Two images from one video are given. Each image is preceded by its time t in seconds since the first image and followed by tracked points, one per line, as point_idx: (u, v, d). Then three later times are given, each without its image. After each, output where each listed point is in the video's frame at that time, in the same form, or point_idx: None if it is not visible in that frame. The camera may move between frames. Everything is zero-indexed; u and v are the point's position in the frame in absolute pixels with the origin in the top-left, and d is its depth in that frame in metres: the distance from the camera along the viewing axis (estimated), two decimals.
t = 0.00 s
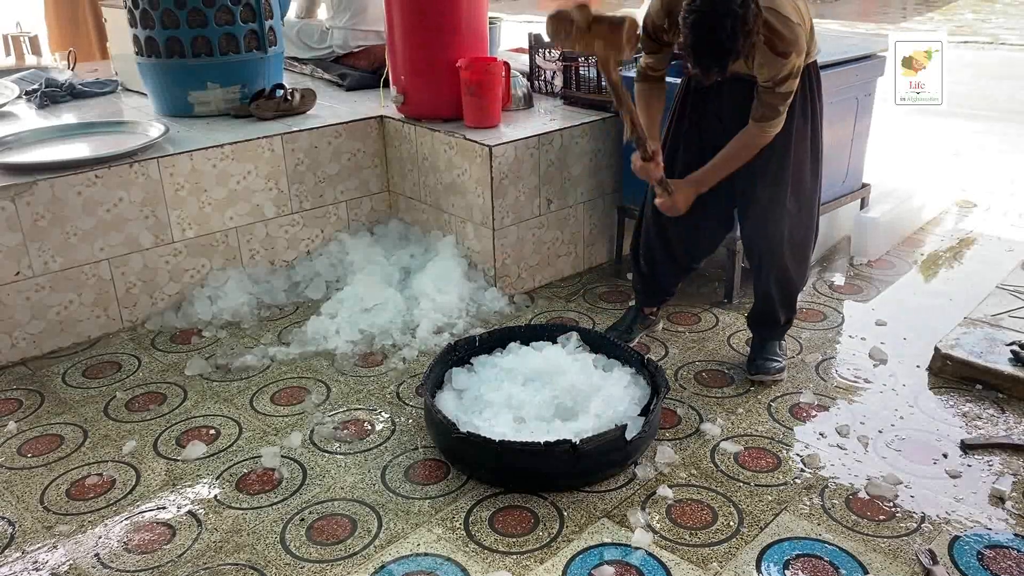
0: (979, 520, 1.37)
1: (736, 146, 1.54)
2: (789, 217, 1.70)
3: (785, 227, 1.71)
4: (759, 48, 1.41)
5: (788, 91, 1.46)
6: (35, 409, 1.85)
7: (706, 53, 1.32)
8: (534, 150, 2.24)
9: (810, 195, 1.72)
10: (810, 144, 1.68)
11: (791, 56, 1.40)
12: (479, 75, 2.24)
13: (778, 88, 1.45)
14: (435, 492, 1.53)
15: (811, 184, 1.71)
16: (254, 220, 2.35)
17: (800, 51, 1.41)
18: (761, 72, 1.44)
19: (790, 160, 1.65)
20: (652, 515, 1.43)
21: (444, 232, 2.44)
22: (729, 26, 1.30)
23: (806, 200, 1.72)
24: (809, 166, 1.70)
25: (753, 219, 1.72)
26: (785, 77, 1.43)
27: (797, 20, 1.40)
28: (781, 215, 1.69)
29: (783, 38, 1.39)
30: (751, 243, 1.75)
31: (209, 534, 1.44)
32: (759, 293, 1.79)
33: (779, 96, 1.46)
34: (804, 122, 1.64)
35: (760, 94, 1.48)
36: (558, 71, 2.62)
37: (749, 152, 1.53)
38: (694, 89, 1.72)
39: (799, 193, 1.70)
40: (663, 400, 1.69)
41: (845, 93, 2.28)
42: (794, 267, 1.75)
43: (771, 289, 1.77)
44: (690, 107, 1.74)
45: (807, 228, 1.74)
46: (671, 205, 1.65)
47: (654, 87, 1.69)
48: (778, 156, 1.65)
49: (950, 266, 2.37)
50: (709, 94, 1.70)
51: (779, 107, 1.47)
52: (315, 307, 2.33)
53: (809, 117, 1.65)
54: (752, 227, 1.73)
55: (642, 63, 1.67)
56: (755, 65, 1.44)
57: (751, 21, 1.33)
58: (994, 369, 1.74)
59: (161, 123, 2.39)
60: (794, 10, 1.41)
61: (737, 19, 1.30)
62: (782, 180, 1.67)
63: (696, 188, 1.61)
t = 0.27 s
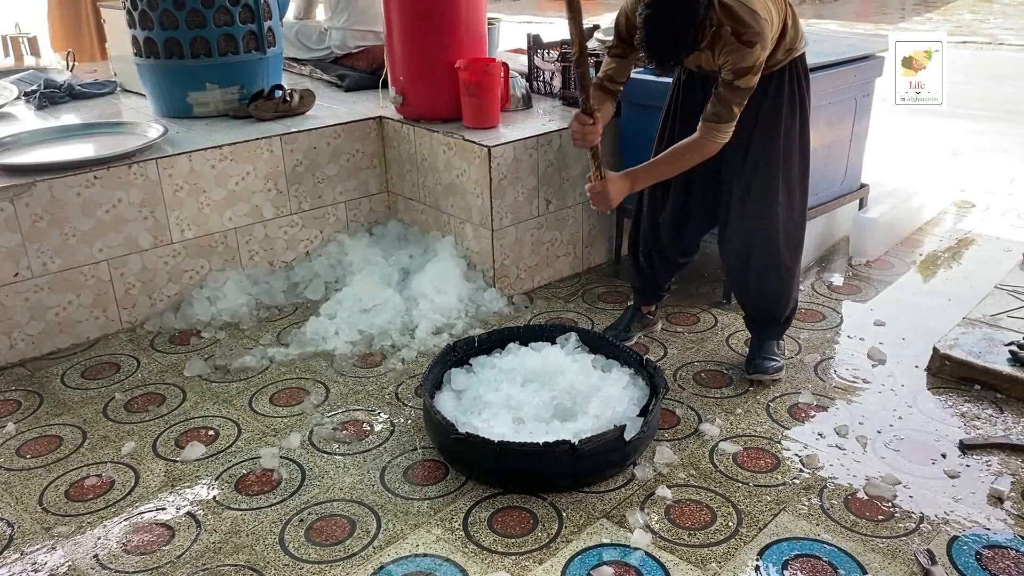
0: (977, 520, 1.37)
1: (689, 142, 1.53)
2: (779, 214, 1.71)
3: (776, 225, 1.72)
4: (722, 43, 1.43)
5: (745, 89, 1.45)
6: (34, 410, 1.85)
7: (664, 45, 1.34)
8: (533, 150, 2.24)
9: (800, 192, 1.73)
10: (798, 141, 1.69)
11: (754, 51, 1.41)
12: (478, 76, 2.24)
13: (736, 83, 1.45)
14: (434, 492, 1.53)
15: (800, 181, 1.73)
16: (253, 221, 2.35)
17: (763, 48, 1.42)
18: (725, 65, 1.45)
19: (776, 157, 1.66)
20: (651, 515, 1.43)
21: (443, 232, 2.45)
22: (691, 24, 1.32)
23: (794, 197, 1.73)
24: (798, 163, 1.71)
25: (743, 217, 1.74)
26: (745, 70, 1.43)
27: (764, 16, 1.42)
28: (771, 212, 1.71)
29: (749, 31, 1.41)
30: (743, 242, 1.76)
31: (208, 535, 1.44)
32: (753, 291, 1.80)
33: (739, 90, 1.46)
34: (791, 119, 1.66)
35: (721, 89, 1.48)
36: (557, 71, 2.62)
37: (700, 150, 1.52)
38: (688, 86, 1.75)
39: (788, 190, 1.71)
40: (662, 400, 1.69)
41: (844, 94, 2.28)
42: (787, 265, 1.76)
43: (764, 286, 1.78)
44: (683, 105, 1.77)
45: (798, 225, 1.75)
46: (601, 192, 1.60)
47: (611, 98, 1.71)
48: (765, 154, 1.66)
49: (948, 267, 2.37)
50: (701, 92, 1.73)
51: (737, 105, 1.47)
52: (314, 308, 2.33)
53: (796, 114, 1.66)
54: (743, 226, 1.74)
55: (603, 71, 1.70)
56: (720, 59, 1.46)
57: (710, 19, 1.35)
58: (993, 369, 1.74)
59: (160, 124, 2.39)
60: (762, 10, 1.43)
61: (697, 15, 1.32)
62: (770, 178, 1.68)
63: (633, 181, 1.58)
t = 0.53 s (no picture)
0: (977, 518, 1.37)
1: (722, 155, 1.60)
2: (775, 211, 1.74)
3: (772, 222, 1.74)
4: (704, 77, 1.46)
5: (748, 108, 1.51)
6: (33, 411, 1.85)
7: (641, 91, 1.35)
8: (532, 150, 2.24)
9: (793, 188, 1.75)
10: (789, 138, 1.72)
11: (739, 82, 1.45)
12: (476, 76, 2.24)
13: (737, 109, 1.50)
14: (434, 492, 1.53)
15: (792, 178, 1.75)
16: (251, 221, 2.35)
17: (747, 74, 1.45)
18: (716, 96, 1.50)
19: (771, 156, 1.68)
20: (651, 515, 1.43)
21: (442, 232, 2.44)
22: (663, 71, 1.33)
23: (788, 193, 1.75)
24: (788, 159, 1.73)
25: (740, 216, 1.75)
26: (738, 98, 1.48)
27: (740, 43, 1.43)
28: (767, 210, 1.73)
29: (728, 66, 1.43)
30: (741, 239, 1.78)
31: (207, 535, 1.44)
32: (753, 289, 1.82)
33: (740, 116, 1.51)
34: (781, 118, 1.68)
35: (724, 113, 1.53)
36: (556, 71, 2.62)
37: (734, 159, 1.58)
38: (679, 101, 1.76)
39: (780, 187, 1.74)
40: (661, 400, 1.69)
41: (842, 93, 2.28)
42: (784, 261, 1.78)
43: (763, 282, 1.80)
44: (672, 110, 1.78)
45: (793, 220, 1.77)
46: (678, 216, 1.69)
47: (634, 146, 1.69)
48: (758, 153, 1.68)
49: (947, 266, 2.37)
50: (692, 100, 1.73)
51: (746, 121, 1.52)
52: (313, 308, 2.33)
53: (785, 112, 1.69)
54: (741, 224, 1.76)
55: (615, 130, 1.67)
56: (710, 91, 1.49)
57: (684, 63, 1.36)
58: (991, 368, 1.74)
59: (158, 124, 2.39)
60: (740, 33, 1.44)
61: (669, 59, 1.33)
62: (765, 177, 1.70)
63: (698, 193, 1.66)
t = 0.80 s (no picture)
0: (974, 518, 1.37)
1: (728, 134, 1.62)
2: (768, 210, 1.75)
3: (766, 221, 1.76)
4: (695, 62, 1.49)
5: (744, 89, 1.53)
6: (31, 412, 1.85)
7: (628, 81, 1.36)
8: (530, 150, 2.24)
9: (784, 185, 1.77)
10: (777, 136, 1.72)
11: (730, 64, 1.46)
12: (474, 76, 2.24)
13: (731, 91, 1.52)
14: (432, 492, 1.53)
15: (782, 176, 1.76)
16: (249, 221, 2.35)
17: (738, 57, 1.46)
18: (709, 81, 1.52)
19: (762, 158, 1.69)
20: (649, 515, 1.43)
21: (440, 232, 2.44)
22: (649, 60, 1.34)
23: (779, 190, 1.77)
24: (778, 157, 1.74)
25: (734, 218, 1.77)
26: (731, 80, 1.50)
27: (727, 30, 1.44)
28: (761, 210, 1.74)
29: (717, 52, 1.45)
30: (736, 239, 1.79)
31: (206, 536, 1.44)
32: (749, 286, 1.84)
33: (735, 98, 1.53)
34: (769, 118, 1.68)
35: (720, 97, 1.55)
36: (553, 72, 2.62)
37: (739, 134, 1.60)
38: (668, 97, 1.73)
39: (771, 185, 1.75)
40: (659, 400, 1.69)
41: (840, 92, 2.28)
42: (779, 257, 1.80)
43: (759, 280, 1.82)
44: (661, 111, 1.76)
45: (785, 216, 1.79)
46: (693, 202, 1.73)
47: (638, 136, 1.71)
48: (751, 154, 1.69)
49: (945, 266, 2.37)
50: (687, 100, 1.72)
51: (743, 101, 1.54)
52: (311, 308, 2.33)
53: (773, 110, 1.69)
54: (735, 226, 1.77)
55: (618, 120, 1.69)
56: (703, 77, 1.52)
57: (670, 51, 1.37)
58: (989, 368, 1.74)
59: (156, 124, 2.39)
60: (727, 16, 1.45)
61: (654, 48, 1.34)
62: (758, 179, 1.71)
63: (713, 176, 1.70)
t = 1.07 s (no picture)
0: (971, 517, 1.37)
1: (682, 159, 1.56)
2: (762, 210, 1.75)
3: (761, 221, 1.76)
4: (682, 57, 1.45)
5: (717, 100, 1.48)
6: (28, 412, 1.85)
7: (623, 62, 1.33)
8: (527, 151, 2.24)
9: (776, 184, 1.77)
10: (770, 136, 1.73)
11: (714, 65, 1.42)
12: (471, 76, 2.24)
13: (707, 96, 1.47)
14: (430, 493, 1.53)
15: (775, 175, 1.77)
16: (247, 221, 2.35)
17: (723, 60, 1.43)
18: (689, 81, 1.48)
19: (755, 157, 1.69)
20: (646, 515, 1.43)
21: (438, 232, 2.44)
22: (645, 40, 1.32)
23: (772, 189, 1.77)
24: (770, 157, 1.74)
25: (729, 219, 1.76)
26: (710, 82, 1.45)
27: (720, 28, 1.42)
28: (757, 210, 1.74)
29: (705, 48, 1.41)
30: (731, 241, 1.79)
31: (204, 536, 1.44)
32: (744, 288, 1.84)
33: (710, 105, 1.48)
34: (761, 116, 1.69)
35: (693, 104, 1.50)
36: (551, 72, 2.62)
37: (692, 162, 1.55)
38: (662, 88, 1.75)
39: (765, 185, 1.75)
40: (657, 400, 1.69)
41: (836, 92, 2.28)
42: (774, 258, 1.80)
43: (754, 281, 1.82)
44: (654, 103, 1.77)
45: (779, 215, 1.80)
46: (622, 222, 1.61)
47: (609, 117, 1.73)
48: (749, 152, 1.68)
49: (942, 265, 2.37)
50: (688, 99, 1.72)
51: (712, 115, 1.49)
52: (308, 309, 2.33)
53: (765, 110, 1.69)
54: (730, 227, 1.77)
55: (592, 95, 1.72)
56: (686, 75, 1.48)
57: (665, 33, 1.35)
58: (986, 367, 1.75)
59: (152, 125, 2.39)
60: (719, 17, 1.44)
61: (651, 27, 1.32)
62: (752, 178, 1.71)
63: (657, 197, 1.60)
